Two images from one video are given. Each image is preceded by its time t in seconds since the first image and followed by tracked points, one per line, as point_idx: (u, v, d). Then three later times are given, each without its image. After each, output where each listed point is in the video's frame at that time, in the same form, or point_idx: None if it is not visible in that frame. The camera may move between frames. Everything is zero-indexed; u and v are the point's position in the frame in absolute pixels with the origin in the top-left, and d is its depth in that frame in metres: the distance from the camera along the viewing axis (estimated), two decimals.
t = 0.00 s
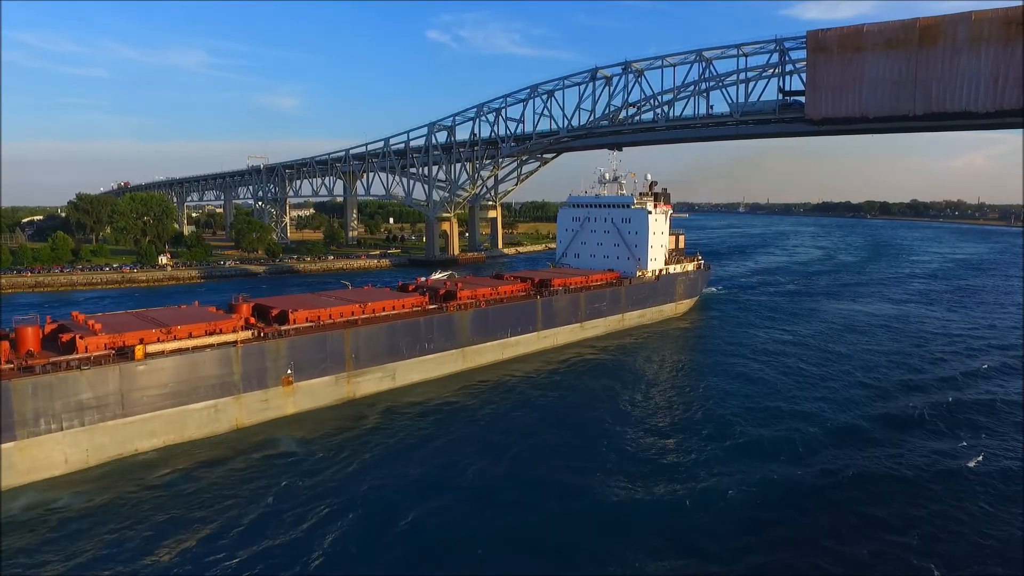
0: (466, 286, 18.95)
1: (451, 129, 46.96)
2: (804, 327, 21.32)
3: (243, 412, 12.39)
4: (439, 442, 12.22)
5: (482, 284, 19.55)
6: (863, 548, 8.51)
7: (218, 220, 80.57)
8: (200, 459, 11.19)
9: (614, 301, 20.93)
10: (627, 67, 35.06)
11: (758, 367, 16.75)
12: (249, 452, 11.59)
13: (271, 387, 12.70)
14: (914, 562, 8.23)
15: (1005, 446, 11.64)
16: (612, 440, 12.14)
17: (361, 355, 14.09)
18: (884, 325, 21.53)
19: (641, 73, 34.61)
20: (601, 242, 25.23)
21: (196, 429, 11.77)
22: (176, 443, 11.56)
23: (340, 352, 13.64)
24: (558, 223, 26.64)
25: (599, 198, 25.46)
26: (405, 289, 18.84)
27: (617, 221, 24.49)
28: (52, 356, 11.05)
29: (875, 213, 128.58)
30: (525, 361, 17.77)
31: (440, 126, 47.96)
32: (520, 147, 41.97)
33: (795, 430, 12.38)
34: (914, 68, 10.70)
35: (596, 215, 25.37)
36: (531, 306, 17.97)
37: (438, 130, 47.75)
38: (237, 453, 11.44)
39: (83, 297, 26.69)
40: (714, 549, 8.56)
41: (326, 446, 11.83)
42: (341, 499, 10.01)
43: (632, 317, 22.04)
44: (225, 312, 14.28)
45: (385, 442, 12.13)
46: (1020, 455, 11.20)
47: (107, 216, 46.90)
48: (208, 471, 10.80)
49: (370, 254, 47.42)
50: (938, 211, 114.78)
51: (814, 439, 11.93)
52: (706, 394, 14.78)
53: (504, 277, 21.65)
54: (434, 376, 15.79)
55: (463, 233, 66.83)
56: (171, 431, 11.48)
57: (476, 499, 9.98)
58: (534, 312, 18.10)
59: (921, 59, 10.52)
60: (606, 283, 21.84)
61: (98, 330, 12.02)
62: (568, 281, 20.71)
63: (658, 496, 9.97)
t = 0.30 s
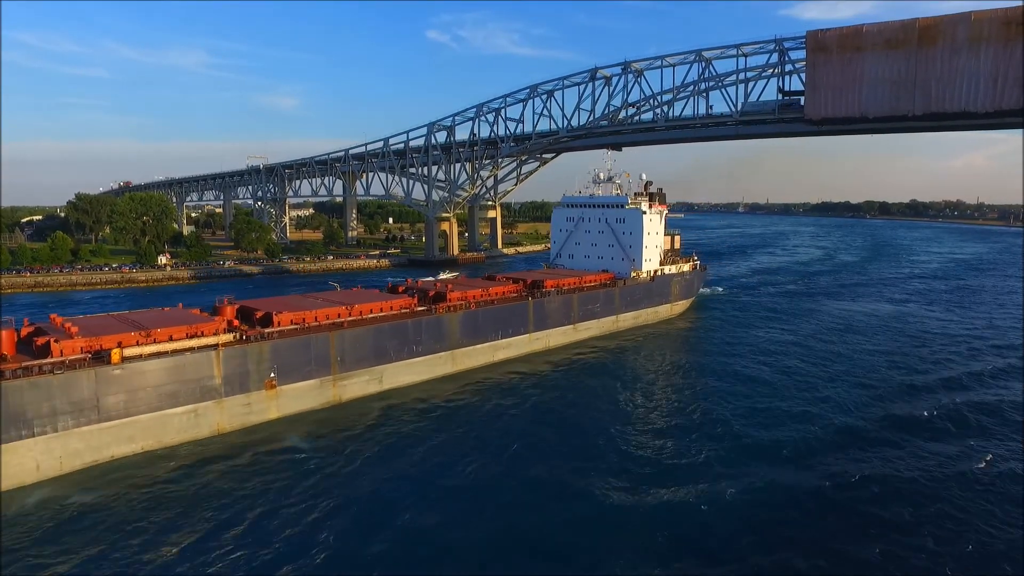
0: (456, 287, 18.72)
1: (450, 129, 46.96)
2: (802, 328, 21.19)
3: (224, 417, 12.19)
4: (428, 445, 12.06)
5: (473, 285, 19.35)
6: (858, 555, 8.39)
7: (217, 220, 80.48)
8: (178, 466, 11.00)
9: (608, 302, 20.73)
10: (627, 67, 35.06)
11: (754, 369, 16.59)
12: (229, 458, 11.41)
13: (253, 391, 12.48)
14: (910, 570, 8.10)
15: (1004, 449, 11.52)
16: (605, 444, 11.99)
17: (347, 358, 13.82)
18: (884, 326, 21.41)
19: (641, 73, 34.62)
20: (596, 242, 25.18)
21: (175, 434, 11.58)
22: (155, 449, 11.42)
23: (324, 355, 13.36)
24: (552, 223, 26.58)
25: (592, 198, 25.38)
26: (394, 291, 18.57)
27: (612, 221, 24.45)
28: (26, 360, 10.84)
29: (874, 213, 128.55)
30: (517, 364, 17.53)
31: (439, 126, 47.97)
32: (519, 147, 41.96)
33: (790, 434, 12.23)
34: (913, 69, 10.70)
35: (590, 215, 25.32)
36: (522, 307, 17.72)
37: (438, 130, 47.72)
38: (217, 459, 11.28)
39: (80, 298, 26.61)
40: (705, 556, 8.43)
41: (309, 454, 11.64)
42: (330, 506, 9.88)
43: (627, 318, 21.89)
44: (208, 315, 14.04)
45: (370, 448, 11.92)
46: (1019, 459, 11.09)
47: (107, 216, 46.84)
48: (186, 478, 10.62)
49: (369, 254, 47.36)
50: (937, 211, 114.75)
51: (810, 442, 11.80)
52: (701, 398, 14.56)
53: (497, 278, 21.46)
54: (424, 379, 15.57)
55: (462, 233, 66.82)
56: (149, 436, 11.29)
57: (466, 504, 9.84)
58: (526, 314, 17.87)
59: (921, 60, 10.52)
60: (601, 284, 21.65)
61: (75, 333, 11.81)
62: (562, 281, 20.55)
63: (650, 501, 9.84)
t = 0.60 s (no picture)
0: (448, 288, 18.63)
1: (450, 130, 47.00)
2: (799, 329, 21.14)
3: (207, 421, 11.95)
4: (419, 447, 11.97)
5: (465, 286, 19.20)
6: (854, 560, 8.32)
7: (216, 220, 80.47)
8: (158, 472, 10.75)
9: (602, 303, 20.64)
10: (626, 67, 35.08)
11: (751, 371, 16.52)
12: (212, 463, 11.18)
13: (237, 394, 12.27)
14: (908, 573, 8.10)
15: (999, 451, 11.49)
16: (598, 446, 11.92)
17: (334, 361, 13.62)
18: (881, 326, 21.39)
19: (641, 73, 34.64)
20: (590, 242, 25.16)
21: (155, 439, 11.31)
22: (133, 454, 11.12)
23: (309, 358, 13.16)
24: (546, 223, 26.58)
25: (586, 198, 25.37)
26: (385, 291, 18.50)
27: (606, 221, 24.42)
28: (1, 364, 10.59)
29: (873, 213, 128.56)
30: (508, 366, 17.40)
31: (439, 126, 47.99)
32: (519, 147, 42.00)
33: (783, 436, 12.17)
34: (912, 69, 10.69)
35: (584, 215, 25.30)
36: (515, 308, 17.63)
37: (438, 130, 47.74)
38: (198, 465, 11.03)
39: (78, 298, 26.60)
40: (699, 560, 8.35)
41: (294, 458, 11.44)
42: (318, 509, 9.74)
43: (621, 320, 21.82)
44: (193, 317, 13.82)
45: (356, 451, 11.75)
46: (1015, 462, 11.06)
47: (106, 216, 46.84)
48: (167, 484, 10.38)
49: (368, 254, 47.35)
50: (937, 211, 114.76)
51: (803, 445, 11.75)
52: (693, 400, 14.49)
53: (490, 279, 21.40)
54: (414, 382, 15.41)
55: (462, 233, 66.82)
56: (128, 441, 11.02)
57: (459, 507, 9.76)
58: (519, 315, 17.78)
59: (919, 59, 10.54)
60: (595, 284, 21.53)
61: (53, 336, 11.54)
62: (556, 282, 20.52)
63: (643, 505, 9.76)
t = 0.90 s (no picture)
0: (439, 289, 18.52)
1: (449, 130, 47.01)
2: (797, 330, 21.15)
3: (186, 427, 11.75)
4: (408, 450, 11.85)
5: (456, 287, 19.03)
6: (846, 566, 8.24)
7: (215, 220, 80.41)
8: (133, 479, 10.53)
9: (595, 304, 20.57)
10: (626, 67, 35.10)
11: (748, 372, 16.52)
12: (189, 470, 10.95)
13: (217, 399, 12.07)
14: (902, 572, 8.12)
15: (994, 454, 11.44)
16: (589, 449, 11.82)
17: (318, 364, 13.42)
18: (878, 327, 21.37)
19: (640, 73, 34.64)
20: (584, 243, 25.11)
21: (131, 445, 11.09)
22: (108, 461, 10.89)
23: (293, 362, 12.97)
24: (540, 223, 26.54)
25: (581, 198, 25.33)
26: (375, 293, 18.39)
27: (600, 221, 24.37)
28: None
29: (872, 213, 128.72)
30: (498, 368, 17.24)
31: (438, 126, 48.00)
32: (518, 148, 42.02)
33: (775, 440, 12.07)
34: (911, 68, 10.75)
35: (578, 215, 25.26)
36: (505, 310, 17.50)
37: (437, 130, 47.74)
38: (174, 473, 10.81)
39: (76, 298, 26.57)
40: (690, 566, 8.25)
41: (274, 463, 11.24)
42: (304, 513, 9.61)
43: (614, 321, 21.75)
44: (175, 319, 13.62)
45: (339, 456, 11.57)
46: (1010, 465, 11.00)
47: (105, 216, 46.78)
48: (142, 492, 10.16)
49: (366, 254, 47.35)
50: (937, 211, 114.94)
51: (795, 448, 11.66)
52: (685, 403, 14.39)
53: (483, 280, 21.30)
54: (402, 385, 15.23)
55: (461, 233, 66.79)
56: (103, 448, 10.80)
57: (448, 510, 9.69)
58: (509, 317, 17.65)
59: (919, 60, 10.60)
60: (588, 286, 21.47)
61: (28, 338, 11.26)
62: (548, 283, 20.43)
63: (633, 509, 9.65)
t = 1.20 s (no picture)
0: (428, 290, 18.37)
1: (449, 130, 47.01)
2: (797, 330, 21.18)
3: (164, 431, 11.52)
4: (401, 451, 11.82)
5: (446, 289, 18.85)
6: (839, 565, 8.28)
7: (215, 220, 80.30)
8: (108, 485, 10.31)
9: (589, 305, 20.53)
10: (626, 67, 35.11)
11: (746, 373, 16.52)
12: (166, 475, 10.73)
13: (197, 403, 11.86)
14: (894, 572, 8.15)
15: (988, 456, 11.40)
16: (584, 449, 11.83)
17: (302, 367, 13.19)
18: (876, 327, 21.37)
19: (639, 73, 34.64)
20: (577, 243, 25.11)
21: (107, 451, 10.85)
22: (83, 467, 10.66)
23: (276, 365, 12.77)
24: (534, 224, 26.55)
25: (574, 198, 25.31)
26: (365, 293, 18.25)
27: (594, 221, 24.36)
28: None
29: (871, 213, 128.77)
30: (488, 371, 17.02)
31: (438, 126, 48.02)
32: (517, 148, 42.04)
33: (767, 442, 12.02)
34: (911, 68, 10.77)
35: (572, 215, 25.25)
36: (496, 312, 17.32)
37: (436, 129, 47.75)
38: (151, 479, 10.60)
39: (74, 298, 26.55)
40: (681, 568, 8.22)
41: (256, 467, 11.05)
42: (297, 513, 9.57)
43: (608, 322, 21.70)
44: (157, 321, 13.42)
45: (322, 460, 11.36)
46: (1004, 468, 10.96)
47: (104, 216, 46.72)
48: (116, 499, 9.93)
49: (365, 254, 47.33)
50: (937, 211, 115.07)
51: (787, 450, 11.62)
52: (678, 405, 14.35)
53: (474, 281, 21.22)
54: (389, 388, 14.96)
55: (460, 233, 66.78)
56: (78, 454, 10.57)
57: (443, 510, 9.70)
58: (500, 319, 17.48)
59: (918, 59, 10.63)
60: (582, 286, 21.52)
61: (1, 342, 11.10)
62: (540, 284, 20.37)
63: (626, 511, 9.63)
